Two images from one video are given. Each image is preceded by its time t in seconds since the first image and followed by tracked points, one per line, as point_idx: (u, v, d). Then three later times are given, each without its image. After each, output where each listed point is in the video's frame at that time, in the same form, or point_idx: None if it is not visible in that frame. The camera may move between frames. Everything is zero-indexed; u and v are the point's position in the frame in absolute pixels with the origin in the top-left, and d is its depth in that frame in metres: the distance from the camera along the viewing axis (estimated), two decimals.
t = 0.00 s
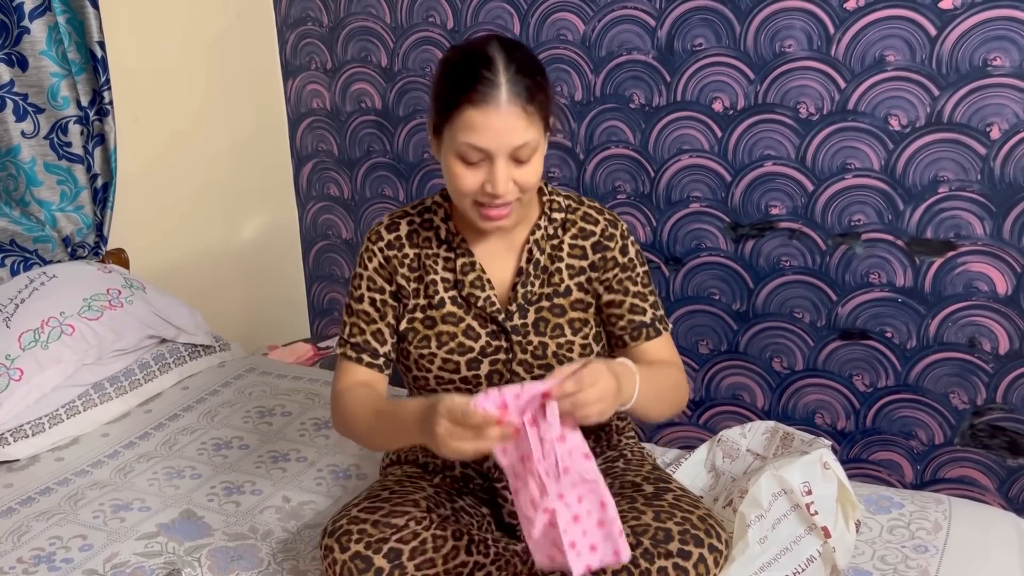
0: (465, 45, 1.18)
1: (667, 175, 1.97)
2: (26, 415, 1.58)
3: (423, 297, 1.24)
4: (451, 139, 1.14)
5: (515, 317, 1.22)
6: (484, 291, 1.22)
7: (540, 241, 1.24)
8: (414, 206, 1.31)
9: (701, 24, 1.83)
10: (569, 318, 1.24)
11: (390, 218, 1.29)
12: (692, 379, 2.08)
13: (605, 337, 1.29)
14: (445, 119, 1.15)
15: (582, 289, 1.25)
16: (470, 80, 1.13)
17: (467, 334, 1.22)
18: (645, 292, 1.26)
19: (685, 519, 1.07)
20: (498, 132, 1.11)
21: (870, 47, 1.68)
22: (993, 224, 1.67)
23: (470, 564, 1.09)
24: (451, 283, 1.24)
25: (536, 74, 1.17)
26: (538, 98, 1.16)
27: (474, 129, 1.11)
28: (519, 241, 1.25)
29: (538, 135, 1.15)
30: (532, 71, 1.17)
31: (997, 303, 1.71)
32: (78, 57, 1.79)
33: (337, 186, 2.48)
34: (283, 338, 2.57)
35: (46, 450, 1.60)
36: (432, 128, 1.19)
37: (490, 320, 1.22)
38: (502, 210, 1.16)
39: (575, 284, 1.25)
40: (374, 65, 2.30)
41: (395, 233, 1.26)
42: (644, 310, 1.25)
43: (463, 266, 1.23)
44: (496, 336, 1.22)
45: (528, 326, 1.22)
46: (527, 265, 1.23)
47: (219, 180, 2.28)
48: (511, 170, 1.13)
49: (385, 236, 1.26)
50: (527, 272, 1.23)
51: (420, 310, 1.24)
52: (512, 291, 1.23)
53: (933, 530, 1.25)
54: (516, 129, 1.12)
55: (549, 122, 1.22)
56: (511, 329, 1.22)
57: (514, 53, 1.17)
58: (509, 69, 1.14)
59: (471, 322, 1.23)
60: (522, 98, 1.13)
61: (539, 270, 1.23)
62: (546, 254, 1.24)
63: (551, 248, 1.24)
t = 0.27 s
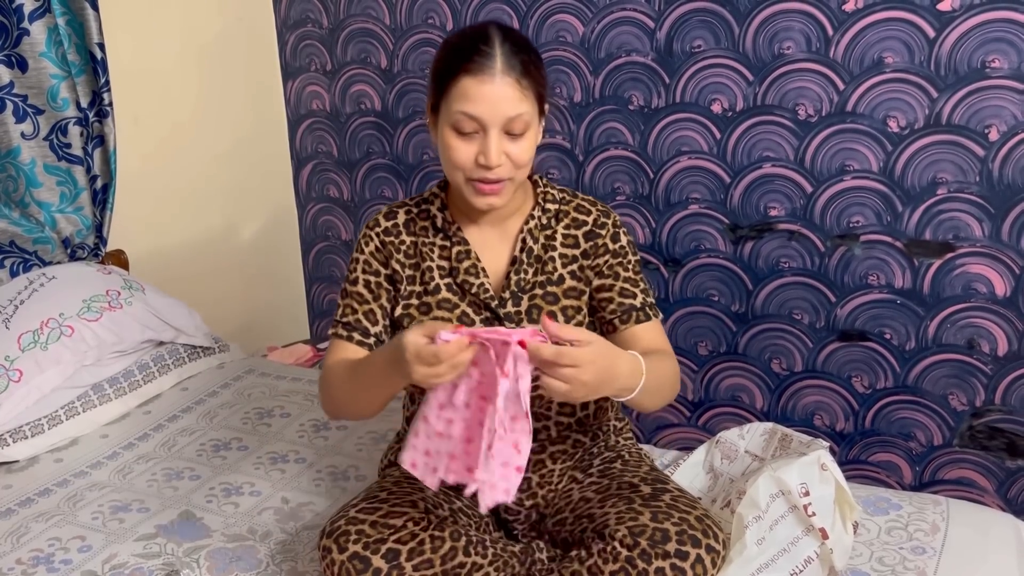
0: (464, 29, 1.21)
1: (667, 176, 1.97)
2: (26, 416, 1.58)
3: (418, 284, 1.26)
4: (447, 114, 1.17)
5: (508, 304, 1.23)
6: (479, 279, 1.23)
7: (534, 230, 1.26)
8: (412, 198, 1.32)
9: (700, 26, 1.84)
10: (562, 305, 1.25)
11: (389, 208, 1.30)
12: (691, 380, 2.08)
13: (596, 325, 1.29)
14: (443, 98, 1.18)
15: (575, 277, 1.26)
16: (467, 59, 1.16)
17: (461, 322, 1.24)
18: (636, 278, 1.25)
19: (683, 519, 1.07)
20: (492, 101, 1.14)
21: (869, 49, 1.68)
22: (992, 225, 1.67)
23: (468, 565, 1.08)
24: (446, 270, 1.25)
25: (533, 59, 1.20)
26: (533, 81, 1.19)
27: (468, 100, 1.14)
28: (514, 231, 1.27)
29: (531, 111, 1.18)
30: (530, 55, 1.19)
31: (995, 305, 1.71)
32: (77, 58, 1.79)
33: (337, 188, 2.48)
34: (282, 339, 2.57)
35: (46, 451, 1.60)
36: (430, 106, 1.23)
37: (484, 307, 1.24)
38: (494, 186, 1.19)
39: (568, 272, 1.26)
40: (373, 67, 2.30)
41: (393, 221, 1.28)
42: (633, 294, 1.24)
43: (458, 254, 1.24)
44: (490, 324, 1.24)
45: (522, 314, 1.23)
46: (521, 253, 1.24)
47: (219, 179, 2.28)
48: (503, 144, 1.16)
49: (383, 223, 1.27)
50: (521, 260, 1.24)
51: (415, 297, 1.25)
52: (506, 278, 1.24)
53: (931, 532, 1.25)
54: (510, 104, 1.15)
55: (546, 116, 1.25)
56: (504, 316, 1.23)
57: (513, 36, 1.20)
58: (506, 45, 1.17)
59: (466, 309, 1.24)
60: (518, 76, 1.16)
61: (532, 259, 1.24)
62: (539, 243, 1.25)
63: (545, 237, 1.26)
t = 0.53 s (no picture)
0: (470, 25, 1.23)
1: (667, 178, 1.97)
2: (26, 418, 1.59)
3: (417, 277, 1.26)
4: (449, 105, 1.19)
5: (505, 299, 1.23)
6: (477, 272, 1.24)
7: (534, 228, 1.27)
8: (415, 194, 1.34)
9: (700, 28, 1.84)
10: (559, 302, 1.25)
11: (392, 202, 1.31)
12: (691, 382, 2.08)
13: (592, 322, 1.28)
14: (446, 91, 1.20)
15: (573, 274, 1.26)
16: (470, 52, 1.18)
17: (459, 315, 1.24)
18: (631, 278, 1.25)
19: (681, 521, 1.08)
20: (492, 93, 1.16)
21: (868, 52, 1.69)
22: (991, 228, 1.68)
23: (467, 566, 1.09)
24: (445, 264, 1.26)
25: (537, 55, 1.21)
26: (534, 77, 1.20)
27: (470, 90, 1.16)
28: (513, 228, 1.27)
29: (531, 105, 1.19)
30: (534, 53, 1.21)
31: (995, 307, 1.71)
32: (78, 61, 1.80)
33: (337, 190, 2.48)
34: (281, 341, 2.57)
35: (46, 453, 1.61)
36: (435, 100, 1.24)
37: (481, 301, 1.24)
38: (491, 178, 1.20)
39: (566, 270, 1.26)
40: (374, 69, 2.30)
41: (395, 214, 1.29)
42: (628, 292, 1.24)
43: (457, 248, 1.25)
44: (487, 318, 1.24)
45: (519, 308, 1.23)
46: (520, 249, 1.25)
47: (220, 181, 2.28)
48: (502, 135, 1.17)
49: (385, 216, 1.29)
50: (520, 255, 1.24)
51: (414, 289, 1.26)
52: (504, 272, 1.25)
53: (930, 533, 1.25)
54: (510, 97, 1.16)
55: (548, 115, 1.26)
56: (501, 310, 1.23)
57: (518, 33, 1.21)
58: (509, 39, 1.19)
59: (464, 302, 1.25)
60: (519, 71, 1.18)
61: (531, 255, 1.25)
62: (539, 240, 1.26)
63: (544, 235, 1.26)
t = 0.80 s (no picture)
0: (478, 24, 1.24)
1: (666, 179, 1.97)
2: (26, 419, 1.59)
3: (417, 270, 1.27)
4: (453, 100, 1.20)
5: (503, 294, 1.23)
6: (476, 267, 1.24)
7: (534, 225, 1.27)
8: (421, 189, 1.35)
9: (699, 30, 1.84)
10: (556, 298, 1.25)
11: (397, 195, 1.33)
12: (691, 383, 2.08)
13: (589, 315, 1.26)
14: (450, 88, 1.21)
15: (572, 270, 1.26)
16: (476, 49, 1.19)
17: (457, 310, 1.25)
18: (627, 269, 1.23)
19: (679, 521, 1.08)
20: (495, 89, 1.16)
21: (867, 54, 1.69)
22: (990, 229, 1.68)
23: (465, 566, 1.09)
24: (446, 258, 1.27)
25: (541, 54, 1.21)
26: (538, 76, 1.20)
27: (474, 85, 1.17)
28: (514, 225, 1.28)
29: (533, 104, 1.19)
30: (539, 52, 1.21)
31: (994, 308, 1.71)
32: (78, 62, 1.80)
33: (337, 191, 2.49)
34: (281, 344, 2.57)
35: (46, 453, 1.61)
36: (442, 96, 1.26)
37: (479, 296, 1.24)
38: (490, 173, 1.20)
39: (565, 266, 1.26)
40: (374, 70, 2.31)
41: (399, 205, 1.30)
42: (624, 280, 1.22)
43: (458, 242, 1.26)
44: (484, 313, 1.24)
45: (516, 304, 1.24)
46: (519, 245, 1.25)
47: (220, 183, 2.29)
48: (502, 131, 1.18)
49: (389, 206, 1.30)
50: (519, 251, 1.25)
51: (413, 281, 1.26)
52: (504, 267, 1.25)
53: (928, 535, 1.25)
54: (511, 93, 1.16)
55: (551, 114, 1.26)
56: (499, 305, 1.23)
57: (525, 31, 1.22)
58: (513, 37, 1.19)
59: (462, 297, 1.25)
60: (523, 70, 1.18)
61: (530, 251, 1.25)
62: (538, 238, 1.26)
63: (544, 232, 1.26)
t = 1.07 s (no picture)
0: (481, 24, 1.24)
1: (666, 181, 1.97)
2: (26, 419, 1.59)
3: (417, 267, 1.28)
4: (453, 100, 1.21)
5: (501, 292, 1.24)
6: (474, 265, 1.25)
7: (533, 224, 1.27)
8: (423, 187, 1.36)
9: (700, 32, 1.84)
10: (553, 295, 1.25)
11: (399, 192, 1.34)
12: (691, 384, 2.08)
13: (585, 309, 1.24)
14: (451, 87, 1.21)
15: (570, 268, 1.25)
16: (477, 49, 1.19)
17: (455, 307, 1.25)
18: (623, 263, 1.22)
19: (678, 522, 1.08)
20: (494, 90, 1.16)
21: (867, 55, 1.69)
22: (990, 231, 1.68)
23: (465, 566, 1.09)
24: (446, 255, 1.28)
25: (542, 54, 1.21)
26: (538, 76, 1.20)
27: (474, 84, 1.17)
28: (513, 223, 1.28)
29: (532, 105, 1.19)
30: (540, 52, 1.21)
31: (994, 310, 1.72)
32: (80, 62, 1.80)
33: (338, 192, 2.49)
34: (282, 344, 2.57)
35: (46, 453, 1.61)
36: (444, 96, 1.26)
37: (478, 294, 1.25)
38: (489, 172, 1.20)
39: (563, 264, 1.26)
40: (374, 71, 2.31)
41: (400, 202, 1.31)
42: (617, 274, 1.21)
43: (457, 241, 1.26)
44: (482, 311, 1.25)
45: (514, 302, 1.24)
46: (517, 244, 1.25)
47: (220, 183, 2.29)
48: (501, 131, 1.18)
49: (391, 202, 1.31)
50: (517, 249, 1.25)
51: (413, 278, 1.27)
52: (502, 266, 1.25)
53: (927, 536, 1.25)
54: (510, 94, 1.17)
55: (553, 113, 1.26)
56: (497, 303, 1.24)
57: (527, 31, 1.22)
58: (514, 37, 1.20)
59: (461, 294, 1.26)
60: (523, 70, 1.18)
61: (529, 250, 1.25)
62: (537, 237, 1.26)
63: (543, 231, 1.27)
